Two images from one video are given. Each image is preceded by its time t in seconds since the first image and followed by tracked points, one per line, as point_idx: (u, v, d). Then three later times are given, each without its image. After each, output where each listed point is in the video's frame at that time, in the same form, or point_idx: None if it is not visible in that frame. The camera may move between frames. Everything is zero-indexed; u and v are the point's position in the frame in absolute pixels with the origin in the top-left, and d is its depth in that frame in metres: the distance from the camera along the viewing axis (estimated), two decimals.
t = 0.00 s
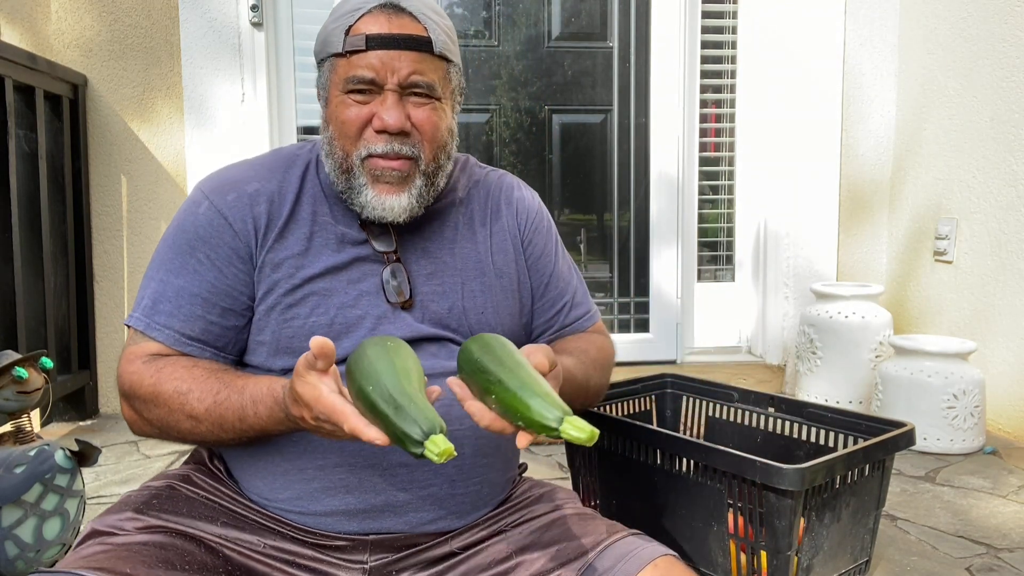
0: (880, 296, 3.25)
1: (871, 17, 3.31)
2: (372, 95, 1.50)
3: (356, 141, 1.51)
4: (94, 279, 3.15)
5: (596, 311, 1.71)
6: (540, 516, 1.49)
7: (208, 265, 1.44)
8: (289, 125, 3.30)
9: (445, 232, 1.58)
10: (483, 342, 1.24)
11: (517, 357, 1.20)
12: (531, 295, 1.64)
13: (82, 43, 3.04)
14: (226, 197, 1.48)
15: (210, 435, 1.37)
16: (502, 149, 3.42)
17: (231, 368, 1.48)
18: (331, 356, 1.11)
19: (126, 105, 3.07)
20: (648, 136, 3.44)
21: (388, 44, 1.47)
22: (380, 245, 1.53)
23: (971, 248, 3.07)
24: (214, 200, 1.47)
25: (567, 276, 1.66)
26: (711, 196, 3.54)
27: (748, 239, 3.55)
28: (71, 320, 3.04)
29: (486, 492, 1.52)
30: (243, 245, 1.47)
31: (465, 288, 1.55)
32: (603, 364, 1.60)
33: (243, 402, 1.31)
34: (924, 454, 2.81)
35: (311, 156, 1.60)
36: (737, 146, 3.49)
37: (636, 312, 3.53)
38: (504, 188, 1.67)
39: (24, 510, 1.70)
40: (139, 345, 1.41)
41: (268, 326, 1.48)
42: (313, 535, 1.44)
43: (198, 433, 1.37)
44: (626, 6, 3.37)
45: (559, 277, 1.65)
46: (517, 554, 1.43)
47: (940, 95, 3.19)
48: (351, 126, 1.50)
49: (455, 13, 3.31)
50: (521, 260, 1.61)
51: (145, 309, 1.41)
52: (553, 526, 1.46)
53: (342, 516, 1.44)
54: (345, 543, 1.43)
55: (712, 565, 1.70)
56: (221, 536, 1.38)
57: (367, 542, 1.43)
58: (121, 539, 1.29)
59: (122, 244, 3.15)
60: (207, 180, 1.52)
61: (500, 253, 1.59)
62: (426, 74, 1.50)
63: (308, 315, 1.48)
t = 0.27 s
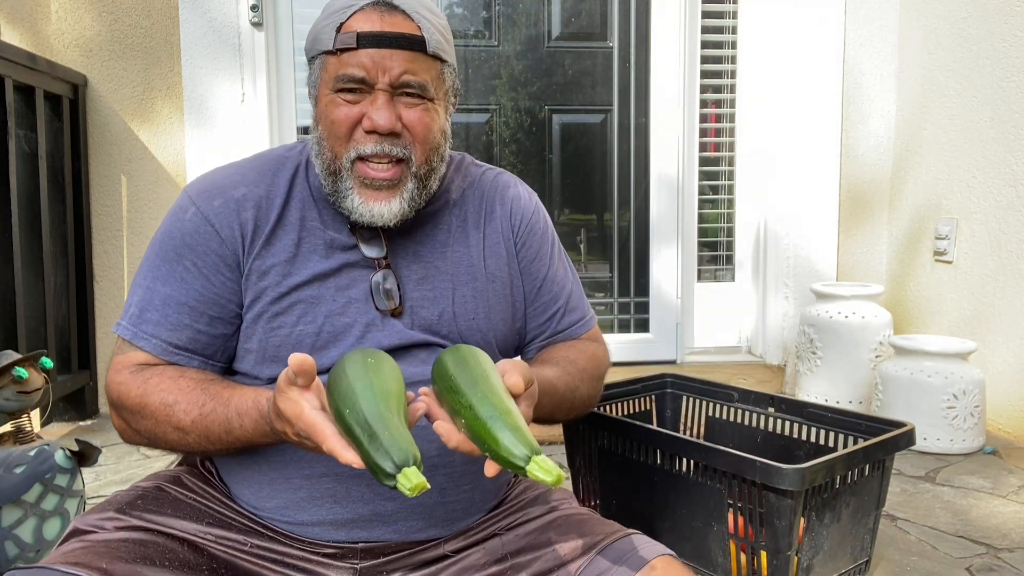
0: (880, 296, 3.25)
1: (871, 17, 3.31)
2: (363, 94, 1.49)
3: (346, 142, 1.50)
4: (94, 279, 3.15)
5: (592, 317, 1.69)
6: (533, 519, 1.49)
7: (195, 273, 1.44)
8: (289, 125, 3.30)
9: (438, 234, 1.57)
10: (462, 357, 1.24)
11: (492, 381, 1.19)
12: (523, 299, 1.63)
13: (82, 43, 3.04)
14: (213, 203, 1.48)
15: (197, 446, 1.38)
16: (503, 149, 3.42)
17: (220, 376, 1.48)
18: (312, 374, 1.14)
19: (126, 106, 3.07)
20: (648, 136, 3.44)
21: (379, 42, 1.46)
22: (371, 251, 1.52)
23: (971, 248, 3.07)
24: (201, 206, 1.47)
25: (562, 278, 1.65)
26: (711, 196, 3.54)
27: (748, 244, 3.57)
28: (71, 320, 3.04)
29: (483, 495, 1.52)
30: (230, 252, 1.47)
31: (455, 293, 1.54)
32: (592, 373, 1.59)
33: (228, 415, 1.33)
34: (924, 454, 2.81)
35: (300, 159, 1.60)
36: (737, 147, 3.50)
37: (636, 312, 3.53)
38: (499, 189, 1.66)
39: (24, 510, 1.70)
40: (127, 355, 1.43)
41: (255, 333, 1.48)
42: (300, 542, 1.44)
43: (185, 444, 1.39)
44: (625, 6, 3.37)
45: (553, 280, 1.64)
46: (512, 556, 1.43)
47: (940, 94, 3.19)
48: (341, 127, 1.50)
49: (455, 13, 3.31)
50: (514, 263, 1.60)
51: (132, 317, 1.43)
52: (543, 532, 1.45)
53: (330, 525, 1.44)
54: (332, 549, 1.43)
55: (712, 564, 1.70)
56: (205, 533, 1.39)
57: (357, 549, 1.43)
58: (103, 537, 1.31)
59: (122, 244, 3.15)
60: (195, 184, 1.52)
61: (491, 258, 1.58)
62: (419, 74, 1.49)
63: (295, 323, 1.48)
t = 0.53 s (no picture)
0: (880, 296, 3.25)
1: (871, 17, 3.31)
2: (361, 93, 1.48)
3: (342, 141, 1.49)
4: (94, 279, 3.16)
5: (592, 323, 1.69)
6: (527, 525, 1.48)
7: (185, 277, 1.44)
8: (289, 125, 3.31)
9: (435, 238, 1.57)
10: (453, 375, 1.23)
11: (482, 402, 1.18)
12: (521, 305, 1.62)
13: (82, 43, 3.04)
14: (204, 206, 1.48)
15: (184, 455, 1.38)
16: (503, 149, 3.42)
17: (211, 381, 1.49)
18: (299, 390, 1.14)
19: (126, 106, 3.07)
20: (648, 136, 3.45)
21: (379, 40, 1.46)
22: (369, 257, 1.52)
23: (971, 248, 3.07)
24: (192, 209, 1.47)
25: (560, 283, 1.64)
26: (711, 196, 3.55)
27: (748, 240, 3.55)
28: (71, 321, 3.04)
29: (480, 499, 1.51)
30: (222, 256, 1.47)
31: (450, 299, 1.54)
32: (591, 383, 1.58)
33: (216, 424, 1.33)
34: (924, 454, 2.81)
35: (295, 160, 1.60)
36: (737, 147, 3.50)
37: (636, 312, 3.53)
38: (498, 191, 1.65)
39: (24, 510, 1.70)
40: (116, 361, 1.43)
41: (246, 341, 1.48)
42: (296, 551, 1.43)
43: (173, 453, 1.39)
44: (625, 6, 3.37)
45: (551, 286, 1.63)
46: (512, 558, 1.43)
47: (940, 94, 3.18)
48: (338, 126, 1.49)
49: (455, 13, 3.31)
50: (512, 268, 1.60)
51: (121, 320, 1.43)
52: (537, 539, 1.44)
53: (325, 535, 1.43)
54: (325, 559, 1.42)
55: (712, 564, 1.70)
56: (202, 535, 1.39)
57: (353, 559, 1.42)
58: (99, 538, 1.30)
59: (122, 244, 3.15)
60: (187, 185, 1.52)
61: (487, 263, 1.58)
62: (418, 73, 1.49)
63: (287, 331, 1.48)
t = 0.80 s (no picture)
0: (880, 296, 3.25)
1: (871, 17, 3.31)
2: (368, 92, 1.48)
3: (347, 141, 1.49)
4: (94, 279, 3.16)
5: (596, 329, 1.69)
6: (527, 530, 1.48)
7: (183, 280, 1.45)
8: (289, 125, 3.31)
9: (439, 242, 1.57)
10: (453, 366, 1.23)
11: (483, 389, 1.19)
12: (525, 310, 1.62)
13: (83, 43, 3.04)
14: (203, 207, 1.48)
15: (180, 456, 1.38)
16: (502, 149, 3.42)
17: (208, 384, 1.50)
18: (296, 384, 1.13)
19: (125, 106, 3.07)
20: (648, 136, 3.45)
21: (388, 39, 1.45)
22: (370, 260, 1.52)
23: (971, 248, 3.07)
24: (190, 211, 1.47)
25: (563, 287, 1.65)
26: (711, 196, 3.55)
27: (748, 241, 3.56)
28: (71, 320, 3.04)
29: (481, 504, 1.51)
30: (220, 260, 1.47)
31: (453, 304, 1.54)
32: (593, 386, 1.58)
33: (212, 424, 1.33)
34: (924, 454, 2.82)
35: (296, 161, 1.60)
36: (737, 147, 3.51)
37: (636, 312, 3.54)
38: (503, 194, 1.66)
39: (24, 510, 1.70)
40: (112, 362, 1.43)
41: (245, 345, 1.48)
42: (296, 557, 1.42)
43: (169, 454, 1.39)
44: (625, 6, 3.37)
45: (555, 291, 1.64)
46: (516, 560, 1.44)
47: (940, 94, 3.19)
48: (343, 125, 1.49)
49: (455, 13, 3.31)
50: (516, 273, 1.60)
51: (118, 323, 1.43)
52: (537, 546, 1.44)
53: (325, 544, 1.42)
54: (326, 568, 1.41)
55: (712, 564, 1.70)
56: (204, 538, 1.39)
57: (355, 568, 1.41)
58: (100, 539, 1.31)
59: (122, 244, 3.15)
60: (186, 186, 1.52)
61: (491, 267, 1.58)
62: (426, 75, 1.49)
63: (286, 337, 1.47)
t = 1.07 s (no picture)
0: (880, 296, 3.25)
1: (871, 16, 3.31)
2: (373, 93, 1.48)
3: (352, 142, 1.49)
4: (94, 279, 3.16)
5: (599, 337, 1.69)
6: (527, 533, 1.48)
7: (186, 284, 1.44)
8: (289, 124, 3.31)
9: (443, 247, 1.57)
10: (457, 387, 1.24)
11: (487, 411, 1.19)
12: (529, 316, 1.62)
13: (82, 43, 3.03)
14: (207, 211, 1.47)
15: (183, 464, 1.39)
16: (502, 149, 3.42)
17: (211, 389, 1.50)
18: (303, 407, 1.12)
19: (125, 106, 3.07)
20: (648, 136, 3.45)
21: (395, 40, 1.45)
22: (375, 265, 1.51)
23: (971, 248, 3.07)
24: (194, 214, 1.47)
25: (567, 293, 1.65)
26: (711, 196, 3.55)
27: (748, 241, 3.56)
28: (70, 320, 3.04)
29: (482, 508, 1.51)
30: (223, 264, 1.46)
31: (457, 310, 1.54)
32: (597, 397, 1.58)
33: (215, 437, 1.34)
34: (924, 454, 2.82)
35: (301, 163, 1.59)
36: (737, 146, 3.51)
37: (636, 312, 3.54)
38: (509, 198, 1.65)
39: (24, 510, 1.70)
40: (115, 368, 1.43)
41: (248, 350, 1.48)
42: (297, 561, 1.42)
43: (172, 462, 1.39)
44: (625, 6, 3.37)
45: (558, 297, 1.63)
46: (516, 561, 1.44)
47: (941, 94, 3.18)
48: (348, 126, 1.49)
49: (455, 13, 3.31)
50: (520, 278, 1.60)
51: (120, 327, 1.43)
52: (538, 548, 1.44)
53: (326, 548, 1.42)
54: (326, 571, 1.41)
55: (712, 564, 1.70)
56: (206, 538, 1.39)
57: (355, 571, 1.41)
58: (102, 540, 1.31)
59: (122, 244, 3.15)
60: (190, 188, 1.52)
61: (495, 272, 1.57)
62: (431, 76, 1.48)
63: (288, 342, 1.47)
